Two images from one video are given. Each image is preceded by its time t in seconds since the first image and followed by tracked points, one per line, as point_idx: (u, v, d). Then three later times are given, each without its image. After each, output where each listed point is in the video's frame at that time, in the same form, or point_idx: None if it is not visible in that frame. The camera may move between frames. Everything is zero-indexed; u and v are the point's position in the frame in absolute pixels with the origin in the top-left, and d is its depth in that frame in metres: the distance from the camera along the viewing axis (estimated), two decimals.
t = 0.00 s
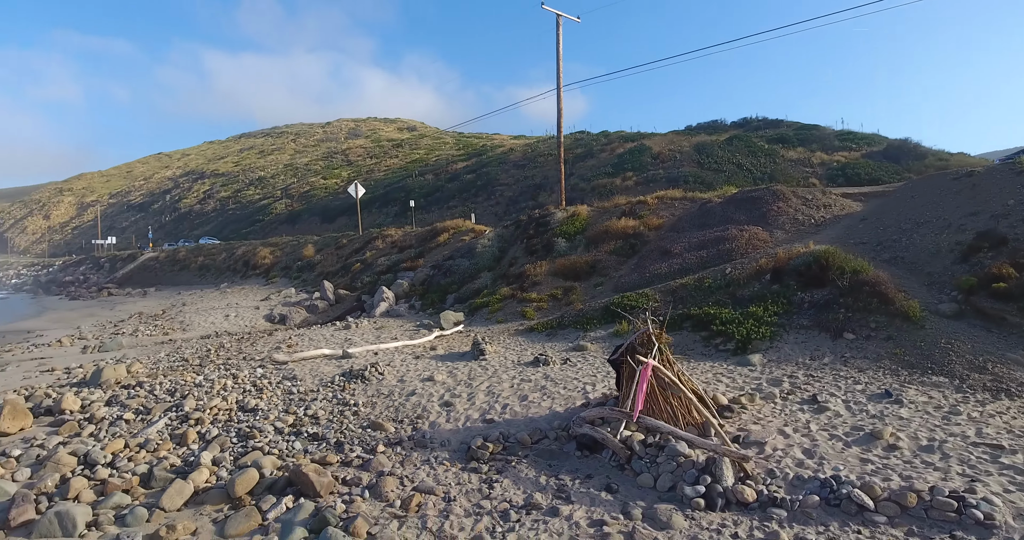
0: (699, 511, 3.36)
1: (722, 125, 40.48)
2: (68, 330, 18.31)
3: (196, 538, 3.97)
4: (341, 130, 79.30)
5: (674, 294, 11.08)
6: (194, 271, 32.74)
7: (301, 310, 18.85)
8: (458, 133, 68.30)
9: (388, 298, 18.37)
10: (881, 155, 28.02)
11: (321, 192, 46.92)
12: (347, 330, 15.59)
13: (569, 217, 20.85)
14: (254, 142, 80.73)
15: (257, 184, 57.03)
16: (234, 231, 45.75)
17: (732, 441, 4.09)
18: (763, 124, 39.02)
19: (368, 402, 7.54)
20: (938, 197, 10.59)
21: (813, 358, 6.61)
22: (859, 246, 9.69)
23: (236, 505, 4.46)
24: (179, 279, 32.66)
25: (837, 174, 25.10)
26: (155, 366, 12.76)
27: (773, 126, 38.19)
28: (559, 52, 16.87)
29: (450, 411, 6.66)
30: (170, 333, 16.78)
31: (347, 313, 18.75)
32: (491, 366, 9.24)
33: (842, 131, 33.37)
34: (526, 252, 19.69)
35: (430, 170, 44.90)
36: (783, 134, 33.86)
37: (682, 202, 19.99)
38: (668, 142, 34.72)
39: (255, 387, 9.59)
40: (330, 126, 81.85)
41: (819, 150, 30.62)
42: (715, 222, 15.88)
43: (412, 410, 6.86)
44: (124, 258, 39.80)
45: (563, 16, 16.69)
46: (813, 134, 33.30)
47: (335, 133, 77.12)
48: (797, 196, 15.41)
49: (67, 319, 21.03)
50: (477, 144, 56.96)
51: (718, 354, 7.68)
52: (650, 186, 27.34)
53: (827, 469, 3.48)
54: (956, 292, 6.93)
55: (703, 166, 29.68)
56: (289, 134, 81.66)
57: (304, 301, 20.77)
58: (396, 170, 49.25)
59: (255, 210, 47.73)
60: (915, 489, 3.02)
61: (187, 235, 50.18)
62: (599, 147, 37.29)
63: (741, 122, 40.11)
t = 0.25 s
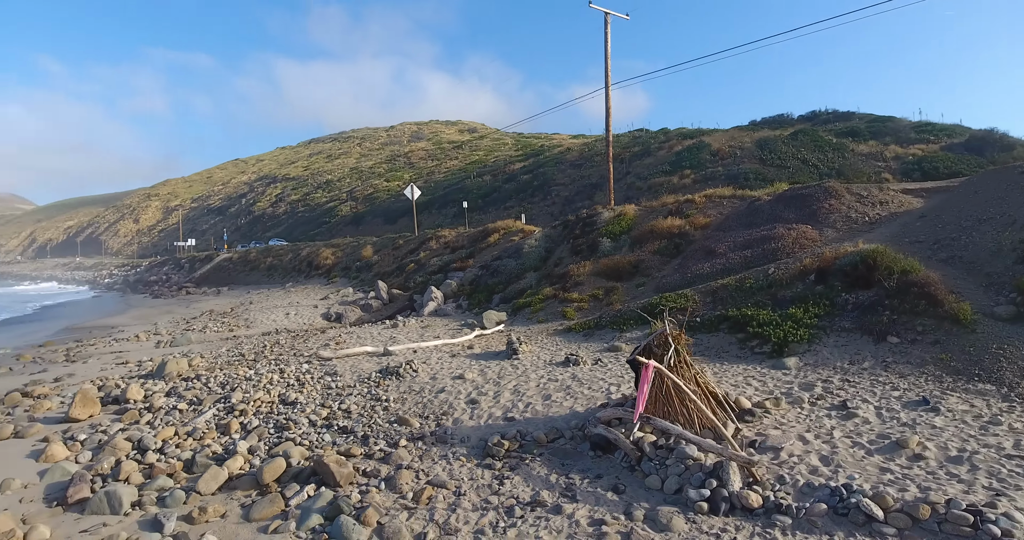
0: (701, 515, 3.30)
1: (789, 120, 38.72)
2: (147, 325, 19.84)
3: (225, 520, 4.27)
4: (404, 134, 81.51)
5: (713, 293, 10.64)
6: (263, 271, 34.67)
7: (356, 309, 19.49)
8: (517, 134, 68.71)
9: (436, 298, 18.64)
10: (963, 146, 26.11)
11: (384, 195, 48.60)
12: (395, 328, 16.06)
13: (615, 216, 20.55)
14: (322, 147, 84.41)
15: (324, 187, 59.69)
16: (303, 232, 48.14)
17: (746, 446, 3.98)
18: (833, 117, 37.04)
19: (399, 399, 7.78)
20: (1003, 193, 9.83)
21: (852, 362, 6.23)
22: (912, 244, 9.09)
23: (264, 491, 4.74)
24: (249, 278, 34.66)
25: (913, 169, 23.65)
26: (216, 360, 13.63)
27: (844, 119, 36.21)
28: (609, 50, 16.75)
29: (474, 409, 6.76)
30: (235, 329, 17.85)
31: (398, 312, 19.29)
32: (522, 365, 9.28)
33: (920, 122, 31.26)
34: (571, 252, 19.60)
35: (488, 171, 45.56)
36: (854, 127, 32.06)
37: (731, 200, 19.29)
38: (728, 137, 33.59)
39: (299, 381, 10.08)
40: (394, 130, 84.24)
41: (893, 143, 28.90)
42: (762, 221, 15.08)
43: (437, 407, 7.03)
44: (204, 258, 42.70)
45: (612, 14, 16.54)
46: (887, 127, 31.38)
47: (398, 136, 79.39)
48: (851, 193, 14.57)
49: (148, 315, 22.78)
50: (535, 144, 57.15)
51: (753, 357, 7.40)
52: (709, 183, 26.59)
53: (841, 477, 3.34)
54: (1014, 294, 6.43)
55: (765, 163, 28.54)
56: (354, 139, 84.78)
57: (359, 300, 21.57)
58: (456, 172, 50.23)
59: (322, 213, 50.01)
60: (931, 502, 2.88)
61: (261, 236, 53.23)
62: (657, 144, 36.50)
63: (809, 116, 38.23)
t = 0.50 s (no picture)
0: (700, 518, 3.25)
1: (863, 112, 36.56)
2: (217, 322, 21.25)
3: (253, 504, 4.57)
4: (465, 136, 82.80)
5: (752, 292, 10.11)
6: (327, 271, 36.28)
7: (409, 309, 19.95)
8: (578, 133, 68.33)
9: (484, 298, 18.75)
10: None
11: (445, 196, 49.79)
12: (441, 327, 16.41)
13: (663, 215, 20.02)
14: (387, 151, 87.11)
15: (389, 190, 61.73)
16: (367, 234, 50.05)
17: (758, 451, 3.88)
18: (911, 108, 34.69)
19: (429, 395, 7.98)
20: None
21: (891, 368, 5.90)
22: (970, 244, 8.48)
23: (292, 479, 5.04)
24: (315, 278, 36.36)
25: (998, 161, 22.08)
26: (272, 355, 14.41)
27: (924, 110, 33.87)
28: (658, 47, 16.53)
29: (498, 407, 6.85)
30: (296, 326, 18.76)
31: (447, 312, 19.61)
32: (552, 365, 9.28)
33: (1010, 112, 28.82)
34: (617, 252, 19.29)
35: (547, 172, 45.70)
36: (934, 118, 29.93)
37: (784, 197, 18.46)
38: (793, 131, 32.15)
39: (341, 376, 10.53)
40: (456, 133, 85.72)
41: (979, 134, 26.81)
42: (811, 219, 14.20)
43: (463, 404, 7.18)
44: (276, 258, 45.23)
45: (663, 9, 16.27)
46: (971, 117, 29.14)
47: (460, 139, 80.78)
48: (910, 189, 13.69)
49: (220, 313, 24.37)
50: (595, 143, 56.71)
51: (788, 360, 7.03)
52: (772, 179, 25.57)
53: (850, 486, 3.22)
54: None
55: (833, 158, 27.12)
56: (416, 142, 87.01)
57: (412, 299, 22.19)
58: (514, 172, 50.63)
59: (385, 214, 51.81)
60: (940, 514, 2.75)
61: (329, 237, 55.74)
62: (718, 140, 35.39)
63: (885, 107, 35.97)
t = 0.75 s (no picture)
0: (696, 520, 3.23)
1: (943, 102, 34.07)
2: (278, 319, 22.40)
3: (278, 490, 4.86)
4: (525, 136, 83.04)
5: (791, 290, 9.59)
6: (386, 271, 37.45)
7: (457, 308, 20.15)
8: (636, 131, 67.28)
9: (528, 297, 18.79)
10: None
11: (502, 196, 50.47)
12: (483, 326, 16.58)
13: (711, 214, 19.06)
14: (447, 152, 88.91)
15: (449, 191, 63.17)
16: (426, 234, 51.35)
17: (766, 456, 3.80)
18: (998, 96, 32.03)
19: (456, 392, 8.15)
20: None
21: (930, 373, 5.59)
22: None
23: (316, 469, 5.32)
24: (374, 278, 37.66)
25: None
26: (321, 351, 15.04)
27: (1014, 97, 31.19)
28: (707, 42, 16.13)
29: (519, 405, 6.92)
30: (350, 324, 19.45)
31: (493, 311, 19.73)
32: (582, 365, 9.24)
33: None
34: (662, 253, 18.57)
35: (604, 171, 45.37)
36: None
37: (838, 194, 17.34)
38: (863, 123, 30.40)
39: (378, 371, 10.90)
40: (514, 133, 86.22)
41: None
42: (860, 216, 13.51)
43: (484, 402, 7.30)
44: (341, 258, 47.24)
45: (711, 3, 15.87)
46: None
47: (519, 139, 81.19)
48: (971, 184, 12.82)
49: (282, 311, 25.67)
50: (653, 141, 55.68)
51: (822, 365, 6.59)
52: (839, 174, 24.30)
53: (854, 493, 3.13)
54: None
55: (905, 150, 25.48)
56: (478, 143, 88.09)
57: (462, 298, 22.50)
58: (572, 172, 50.41)
59: (444, 216, 52.91)
60: (941, 527, 2.66)
61: (391, 237, 57.72)
62: (780, 135, 34.00)
63: (968, 96, 33.37)
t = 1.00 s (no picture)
0: (686, 520, 3.24)
1: None
2: (330, 317, 23.28)
3: (299, 478, 5.14)
4: (580, 135, 82.38)
5: (826, 287, 9.08)
6: (438, 271, 38.22)
7: (501, 306, 19.98)
8: (694, 128, 65.58)
9: (569, 297, 18.33)
10: None
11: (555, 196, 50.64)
12: (520, 325, 16.57)
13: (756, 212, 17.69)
14: (503, 153, 89.68)
15: (504, 191, 63.86)
16: (481, 235, 52.11)
17: (768, 459, 3.75)
18: None
19: (479, 390, 8.29)
20: None
21: (964, 378, 5.29)
22: None
23: (337, 459, 5.58)
24: (426, 277, 38.51)
25: None
26: (364, 348, 15.53)
27: None
28: (755, 34, 15.60)
29: (537, 403, 6.97)
30: (397, 322, 19.92)
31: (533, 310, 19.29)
32: (605, 365, 9.15)
33: None
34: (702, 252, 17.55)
35: (658, 169, 44.68)
36: None
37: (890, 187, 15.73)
38: (935, 114, 28.46)
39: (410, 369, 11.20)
40: (570, 133, 85.70)
41: None
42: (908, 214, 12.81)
43: (501, 400, 7.41)
44: (398, 258, 48.72)
45: None
46: None
47: (575, 138, 80.70)
48: None
49: (336, 309, 26.64)
50: (711, 138, 54.15)
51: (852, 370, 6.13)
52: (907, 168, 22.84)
53: (849, 498, 3.06)
54: None
55: (981, 142, 23.69)
56: (534, 143, 88.21)
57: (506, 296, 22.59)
58: (627, 171, 49.81)
59: (498, 216, 53.52)
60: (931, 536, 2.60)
61: (447, 237, 59.02)
62: (844, 128, 32.34)
63: None
